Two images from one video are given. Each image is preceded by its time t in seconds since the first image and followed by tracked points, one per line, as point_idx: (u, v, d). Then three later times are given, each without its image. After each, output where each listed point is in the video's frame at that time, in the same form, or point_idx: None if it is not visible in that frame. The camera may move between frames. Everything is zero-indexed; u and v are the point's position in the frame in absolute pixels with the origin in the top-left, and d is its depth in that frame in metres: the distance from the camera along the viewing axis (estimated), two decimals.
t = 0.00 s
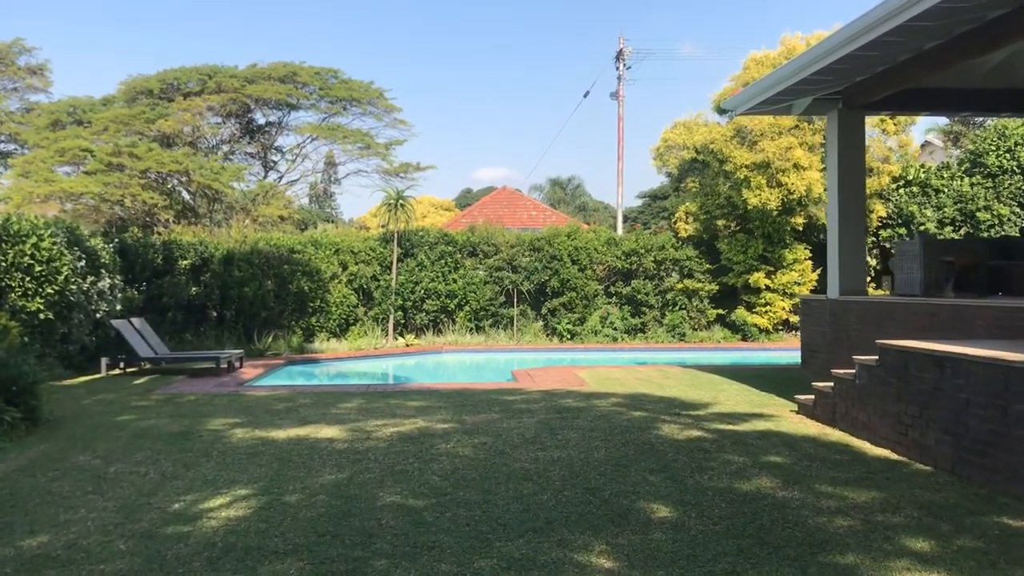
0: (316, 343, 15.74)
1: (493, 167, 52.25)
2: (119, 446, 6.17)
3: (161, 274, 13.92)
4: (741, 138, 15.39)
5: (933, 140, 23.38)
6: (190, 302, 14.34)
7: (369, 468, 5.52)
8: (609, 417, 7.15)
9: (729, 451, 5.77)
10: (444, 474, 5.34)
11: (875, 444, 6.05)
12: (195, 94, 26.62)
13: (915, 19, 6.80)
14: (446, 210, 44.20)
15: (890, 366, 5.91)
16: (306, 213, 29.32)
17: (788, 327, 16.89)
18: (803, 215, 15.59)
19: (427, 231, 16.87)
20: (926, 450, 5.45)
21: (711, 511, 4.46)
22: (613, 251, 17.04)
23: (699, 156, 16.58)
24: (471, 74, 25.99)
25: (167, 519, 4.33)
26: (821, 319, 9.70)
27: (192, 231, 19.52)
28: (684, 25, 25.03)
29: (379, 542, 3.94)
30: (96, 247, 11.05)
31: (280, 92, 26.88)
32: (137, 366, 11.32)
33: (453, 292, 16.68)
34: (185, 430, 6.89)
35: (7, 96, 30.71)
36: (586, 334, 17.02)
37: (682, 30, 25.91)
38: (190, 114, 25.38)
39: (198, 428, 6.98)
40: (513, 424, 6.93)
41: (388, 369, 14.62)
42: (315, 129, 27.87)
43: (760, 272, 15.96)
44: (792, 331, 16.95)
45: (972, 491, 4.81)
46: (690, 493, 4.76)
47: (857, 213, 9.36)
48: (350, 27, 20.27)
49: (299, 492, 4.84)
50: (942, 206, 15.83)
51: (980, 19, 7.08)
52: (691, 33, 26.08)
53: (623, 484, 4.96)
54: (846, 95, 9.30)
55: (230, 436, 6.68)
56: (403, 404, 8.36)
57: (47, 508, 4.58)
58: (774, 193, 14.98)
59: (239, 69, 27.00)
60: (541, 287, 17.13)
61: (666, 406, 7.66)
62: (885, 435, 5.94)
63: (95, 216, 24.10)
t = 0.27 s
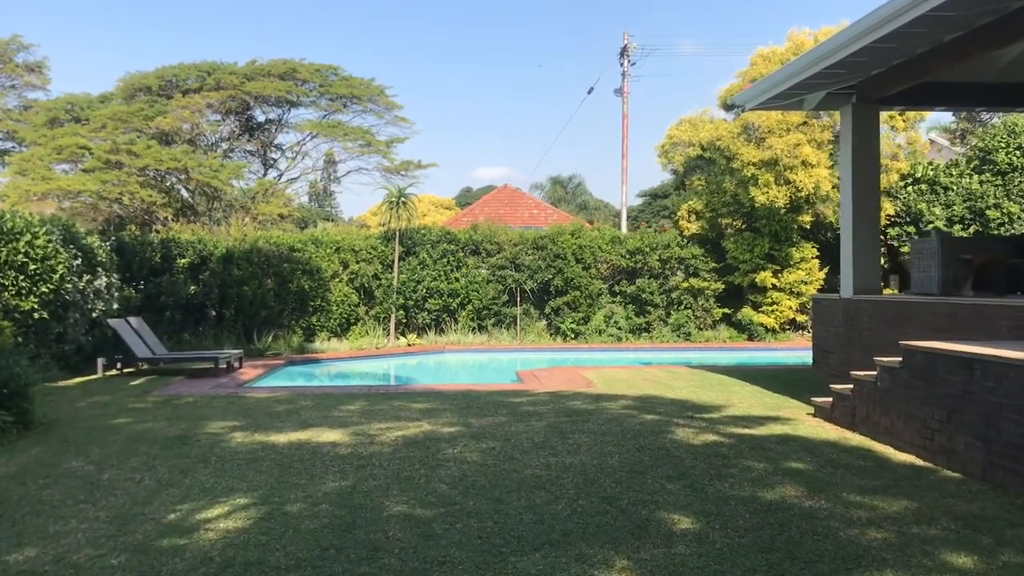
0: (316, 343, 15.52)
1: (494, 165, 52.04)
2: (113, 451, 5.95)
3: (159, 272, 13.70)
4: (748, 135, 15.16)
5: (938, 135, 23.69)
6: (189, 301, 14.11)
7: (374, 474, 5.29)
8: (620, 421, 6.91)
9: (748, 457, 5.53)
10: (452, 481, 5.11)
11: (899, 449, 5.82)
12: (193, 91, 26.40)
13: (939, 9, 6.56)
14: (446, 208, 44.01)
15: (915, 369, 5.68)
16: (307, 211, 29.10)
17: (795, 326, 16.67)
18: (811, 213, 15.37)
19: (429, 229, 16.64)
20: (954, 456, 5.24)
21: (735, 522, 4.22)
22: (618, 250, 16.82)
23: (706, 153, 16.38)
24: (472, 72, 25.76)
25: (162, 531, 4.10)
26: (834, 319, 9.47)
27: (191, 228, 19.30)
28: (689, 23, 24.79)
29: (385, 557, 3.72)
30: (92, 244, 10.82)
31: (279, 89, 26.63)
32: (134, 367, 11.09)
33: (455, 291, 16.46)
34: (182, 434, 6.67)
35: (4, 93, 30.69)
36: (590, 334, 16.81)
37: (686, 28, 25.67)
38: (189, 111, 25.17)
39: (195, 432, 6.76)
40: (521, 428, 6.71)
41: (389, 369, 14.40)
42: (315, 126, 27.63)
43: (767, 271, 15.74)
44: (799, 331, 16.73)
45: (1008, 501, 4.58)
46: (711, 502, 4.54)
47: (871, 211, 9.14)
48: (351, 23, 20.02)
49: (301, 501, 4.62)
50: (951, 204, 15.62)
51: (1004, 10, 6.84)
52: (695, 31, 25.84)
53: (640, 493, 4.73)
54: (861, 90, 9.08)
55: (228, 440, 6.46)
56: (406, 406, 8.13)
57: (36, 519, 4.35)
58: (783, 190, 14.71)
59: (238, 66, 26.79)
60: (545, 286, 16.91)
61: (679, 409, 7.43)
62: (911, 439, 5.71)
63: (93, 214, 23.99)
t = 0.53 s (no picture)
0: (316, 345, 15.32)
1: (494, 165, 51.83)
2: (107, 460, 5.73)
3: (156, 273, 13.48)
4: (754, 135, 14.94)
5: (943, 135, 23.92)
6: (187, 303, 13.89)
7: (379, 486, 5.07)
8: (631, 427, 6.70)
9: (767, 467, 5.32)
10: (460, 493, 4.90)
11: (923, 458, 5.61)
12: (192, 90, 26.18)
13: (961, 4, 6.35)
14: (446, 208, 43.81)
15: (940, 375, 5.47)
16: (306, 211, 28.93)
17: (801, 328, 16.47)
18: (818, 213, 15.17)
19: (431, 229, 16.44)
20: (983, 467, 5.02)
21: (760, 539, 4.01)
22: (622, 250, 16.61)
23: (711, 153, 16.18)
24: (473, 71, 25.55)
25: (156, 550, 3.89)
26: (847, 322, 9.26)
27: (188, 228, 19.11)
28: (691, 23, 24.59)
29: None
30: (88, 245, 10.60)
31: (278, 87, 26.41)
32: (131, 370, 10.88)
33: (456, 292, 16.26)
34: (179, 441, 6.46)
35: (1, 92, 30.55)
36: (593, 335, 16.62)
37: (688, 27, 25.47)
38: (187, 110, 24.98)
39: (192, 440, 6.54)
40: (529, 436, 6.49)
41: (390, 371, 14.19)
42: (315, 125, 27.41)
43: (773, 272, 15.52)
44: (804, 332, 16.53)
45: None
46: (734, 518, 4.32)
47: (885, 211, 8.95)
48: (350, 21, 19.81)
49: (302, 515, 4.41)
50: (959, 204, 15.43)
51: None
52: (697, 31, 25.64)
53: (658, 507, 4.51)
54: (874, 87, 8.87)
55: (227, 448, 6.25)
56: (409, 411, 7.93)
57: (22, 536, 4.13)
58: (790, 190, 14.50)
59: (236, 64, 26.59)
60: (547, 287, 16.71)
61: (691, 415, 7.22)
62: (936, 449, 5.49)
63: (90, 214, 23.83)
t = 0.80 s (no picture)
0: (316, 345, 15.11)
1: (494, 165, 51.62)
2: (100, 465, 5.53)
3: (153, 272, 13.27)
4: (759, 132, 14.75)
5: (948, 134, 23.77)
6: (184, 302, 13.68)
7: (383, 492, 4.87)
8: (641, 430, 6.50)
9: (786, 472, 5.12)
10: (467, 499, 4.69)
11: (947, 464, 5.39)
12: (189, 87, 25.97)
13: None
14: (446, 208, 43.63)
15: (965, 377, 5.25)
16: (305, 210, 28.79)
17: (806, 328, 16.29)
18: (824, 211, 14.98)
19: (432, 228, 16.26)
20: (1012, 472, 4.80)
21: (785, 549, 3.81)
22: (624, 249, 16.43)
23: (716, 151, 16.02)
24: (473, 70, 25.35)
25: (147, 561, 3.68)
26: (859, 322, 9.05)
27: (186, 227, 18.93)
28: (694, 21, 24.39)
29: None
30: (83, 243, 10.39)
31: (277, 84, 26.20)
32: (127, 371, 10.68)
33: (458, 291, 16.06)
34: (174, 444, 6.25)
35: None
36: (596, 335, 16.43)
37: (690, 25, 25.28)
38: (185, 108, 24.78)
39: (188, 443, 6.34)
40: (536, 438, 6.30)
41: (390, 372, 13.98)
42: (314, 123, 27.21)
43: (779, 271, 15.32)
44: (808, 332, 16.34)
45: None
46: (755, 526, 4.12)
47: (898, 208, 8.74)
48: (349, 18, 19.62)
49: (303, 523, 4.20)
50: (966, 202, 15.14)
51: None
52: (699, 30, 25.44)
53: (674, 515, 4.31)
54: (887, 81, 8.67)
55: (224, 451, 6.05)
56: (412, 413, 7.73)
57: (9, 546, 3.92)
58: (796, 188, 14.31)
59: (235, 62, 26.40)
60: (549, 286, 16.53)
61: (702, 417, 7.02)
62: (962, 454, 5.27)
63: (87, 213, 23.60)
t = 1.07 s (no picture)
0: (313, 348, 14.88)
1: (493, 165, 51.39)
2: (88, 476, 5.29)
3: (147, 274, 13.03)
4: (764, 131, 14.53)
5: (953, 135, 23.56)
6: (179, 304, 13.43)
7: (384, 506, 4.64)
8: (652, 438, 6.28)
9: (805, 484, 4.89)
10: (473, 514, 4.46)
11: (974, 475, 5.15)
12: (186, 86, 25.73)
13: None
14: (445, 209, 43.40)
15: (992, 384, 5.02)
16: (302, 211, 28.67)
17: (810, 330, 16.09)
18: (830, 211, 14.76)
19: (431, 228, 16.03)
20: None
21: (813, 570, 3.58)
22: (627, 250, 16.21)
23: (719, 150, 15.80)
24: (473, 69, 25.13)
25: None
26: (871, 325, 8.82)
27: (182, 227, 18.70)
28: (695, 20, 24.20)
29: None
30: (75, 245, 10.16)
31: (275, 83, 25.97)
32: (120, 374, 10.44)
33: (458, 293, 15.82)
34: (166, 454, 6.02)
35: None
36: (598, 337, 16.20)
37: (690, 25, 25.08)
38: (181, 107, 24.52)
39: (181, 452, 6.11)
40: (543, 447, 6.07)
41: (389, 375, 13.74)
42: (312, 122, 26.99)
43: (784, 272, 15.09)
44: (812, 335, 16.13)
45: None
46: (778, 544, 3.89)
47: (912, 209, 8.53)
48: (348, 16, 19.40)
49: (300, 541, 3.97)
50: (973, 203, 14.93)
51: None
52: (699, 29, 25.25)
53: (693, 532, 4.09)
54: (900, 80, 8.46)
55: (219, 460, 5.81)
56: (413, 419, 7.50)
57: None
58: (802, 188, 14.09)
59: (232, 61, 26.17)
60: (551, 287, 16.30)
61: (713, 424, 6.80)
62: (989, 465, 5.04)
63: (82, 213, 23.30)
